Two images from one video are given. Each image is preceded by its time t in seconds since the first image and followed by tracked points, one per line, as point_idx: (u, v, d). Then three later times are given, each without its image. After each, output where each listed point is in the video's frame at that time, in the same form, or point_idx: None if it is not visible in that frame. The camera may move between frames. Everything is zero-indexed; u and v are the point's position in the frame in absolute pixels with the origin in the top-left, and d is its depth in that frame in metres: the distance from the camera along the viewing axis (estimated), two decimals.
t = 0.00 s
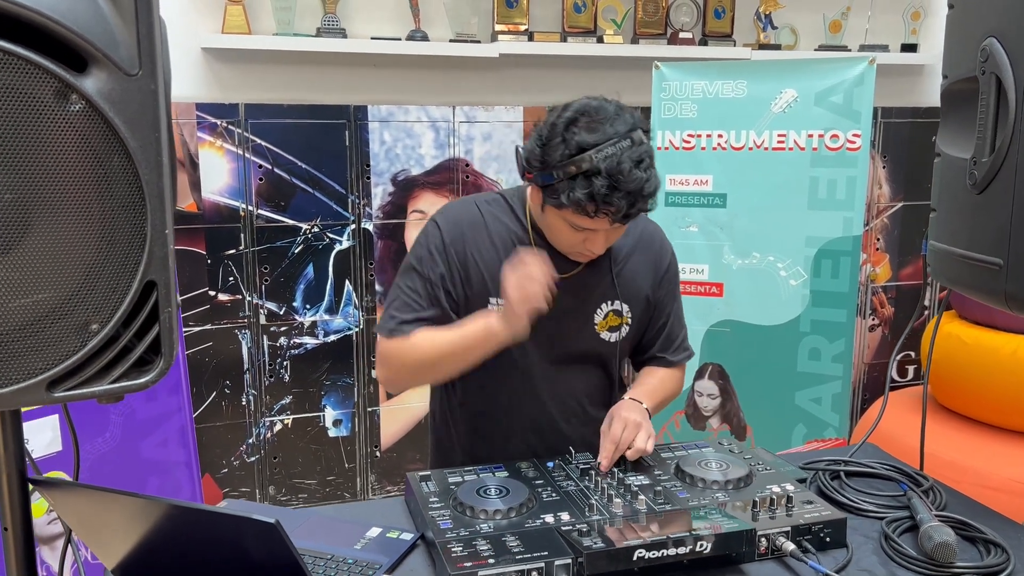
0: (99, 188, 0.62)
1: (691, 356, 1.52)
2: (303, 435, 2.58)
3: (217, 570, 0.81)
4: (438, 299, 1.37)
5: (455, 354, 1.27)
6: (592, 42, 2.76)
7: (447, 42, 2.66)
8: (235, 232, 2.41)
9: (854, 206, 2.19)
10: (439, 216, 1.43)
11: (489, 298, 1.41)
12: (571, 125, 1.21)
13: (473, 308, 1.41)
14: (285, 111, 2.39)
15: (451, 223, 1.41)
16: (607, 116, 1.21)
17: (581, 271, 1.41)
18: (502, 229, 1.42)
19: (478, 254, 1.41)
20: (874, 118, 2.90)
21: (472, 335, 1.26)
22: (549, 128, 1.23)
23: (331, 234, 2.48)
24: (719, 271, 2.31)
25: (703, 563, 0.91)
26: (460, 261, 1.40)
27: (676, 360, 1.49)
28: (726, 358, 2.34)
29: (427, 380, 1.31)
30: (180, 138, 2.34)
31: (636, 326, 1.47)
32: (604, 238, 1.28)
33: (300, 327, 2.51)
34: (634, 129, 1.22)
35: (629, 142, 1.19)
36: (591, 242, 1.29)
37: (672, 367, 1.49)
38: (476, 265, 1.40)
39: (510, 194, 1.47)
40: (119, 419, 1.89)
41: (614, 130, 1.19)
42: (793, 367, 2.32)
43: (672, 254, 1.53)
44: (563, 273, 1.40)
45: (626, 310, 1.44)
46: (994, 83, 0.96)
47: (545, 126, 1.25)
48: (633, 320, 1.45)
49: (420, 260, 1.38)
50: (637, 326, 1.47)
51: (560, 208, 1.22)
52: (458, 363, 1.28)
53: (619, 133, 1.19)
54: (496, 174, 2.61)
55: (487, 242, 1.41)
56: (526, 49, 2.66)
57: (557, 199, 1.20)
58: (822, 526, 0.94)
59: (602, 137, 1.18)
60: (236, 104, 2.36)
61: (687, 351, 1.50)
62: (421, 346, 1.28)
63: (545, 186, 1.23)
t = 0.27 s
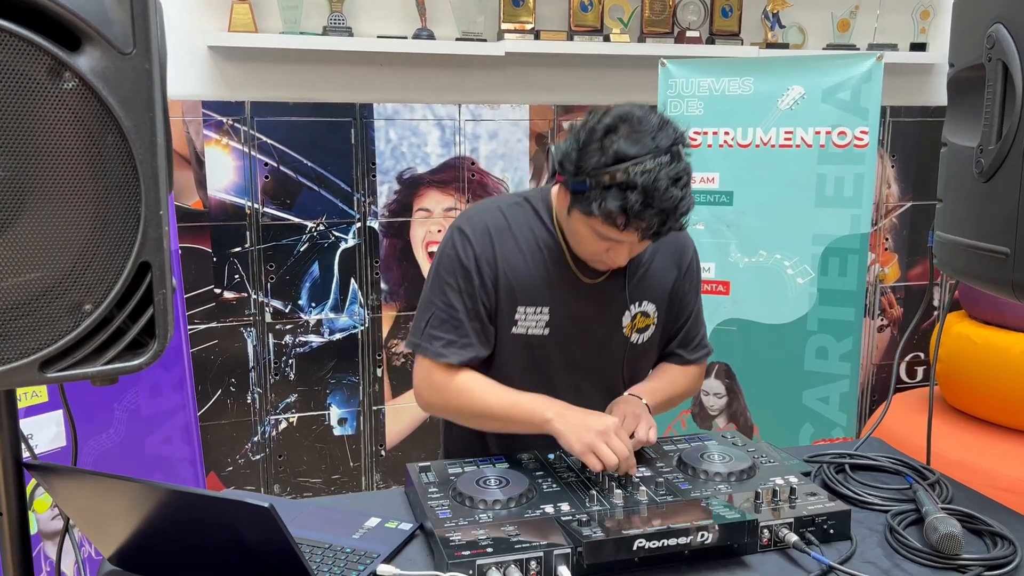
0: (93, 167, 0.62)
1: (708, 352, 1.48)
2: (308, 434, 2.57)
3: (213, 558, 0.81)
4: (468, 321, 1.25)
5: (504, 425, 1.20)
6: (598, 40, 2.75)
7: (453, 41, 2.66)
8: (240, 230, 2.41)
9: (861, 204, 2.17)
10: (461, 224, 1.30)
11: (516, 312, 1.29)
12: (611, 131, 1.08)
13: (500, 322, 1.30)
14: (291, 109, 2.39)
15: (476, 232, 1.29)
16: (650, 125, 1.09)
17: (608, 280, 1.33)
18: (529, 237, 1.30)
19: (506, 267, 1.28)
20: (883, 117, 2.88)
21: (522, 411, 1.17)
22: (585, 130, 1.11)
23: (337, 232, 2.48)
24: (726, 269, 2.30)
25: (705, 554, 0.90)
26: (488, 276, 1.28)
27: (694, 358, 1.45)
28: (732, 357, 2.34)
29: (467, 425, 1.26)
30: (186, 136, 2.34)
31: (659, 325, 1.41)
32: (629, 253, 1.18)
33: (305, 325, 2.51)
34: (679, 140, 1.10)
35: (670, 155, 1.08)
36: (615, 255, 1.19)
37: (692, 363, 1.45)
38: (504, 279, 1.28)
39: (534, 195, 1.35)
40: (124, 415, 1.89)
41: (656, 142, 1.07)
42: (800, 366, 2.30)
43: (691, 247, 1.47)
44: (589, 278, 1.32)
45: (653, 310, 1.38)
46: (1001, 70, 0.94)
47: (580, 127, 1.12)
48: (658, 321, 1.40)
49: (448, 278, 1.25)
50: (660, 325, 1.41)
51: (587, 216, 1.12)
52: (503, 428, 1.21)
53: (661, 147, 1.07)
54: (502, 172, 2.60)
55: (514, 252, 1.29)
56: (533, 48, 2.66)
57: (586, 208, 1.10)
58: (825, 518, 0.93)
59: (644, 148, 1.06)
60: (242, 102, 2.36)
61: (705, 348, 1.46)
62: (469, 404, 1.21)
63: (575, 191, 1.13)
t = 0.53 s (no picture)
0: (86, 148, 0.62)
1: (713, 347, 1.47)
2: (313, 434, 2.57)
3: (207, 546, 0.80)
4: (476, 304, 1.24)
5: (505, 407, 1.19)
6: (605, 41, 2.75)
7: (459, 41, 2.66)
8: (246, 229, 2.41)
9: (869, 203, 2.15)
10: (470, 211, 1.30)
11: (525, 301, 1.29)
12: (622, 108, 1.07)
13: (508, 311, 1.30)
14: (297, 108, 2.39)
15: (485, 220, 1.29)
16: (663, 104, 1.07)
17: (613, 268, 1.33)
18: (539, 225, 1.31)
19: (515, 255, 1.29)
20: (892, 117, 2.86)
21: (523, 391, 1.16)
22: (597, 106, 1.09)
23: (343, 232, 2.48)
24: (733, 268, 2.28)
25: (704, 547, 0.89)
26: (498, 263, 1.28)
27: (701, 352, 1.43)
28: (739, 358, 2.32)
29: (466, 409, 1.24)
30: (193, 135, 2.34)
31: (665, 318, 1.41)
32: (633, 233, 1.18)
33: (311, 324, 2.51)
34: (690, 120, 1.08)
35: (681, 136, 1.06)
36: (618, 235, 1.19)
37: (697, 357, 1.44)
38: (513, 266, 1.28)
39: (543, 186, 1.36)
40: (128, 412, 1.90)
41: (667, 121, 1.06)
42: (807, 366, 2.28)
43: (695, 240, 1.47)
44: (596, 265, 1.32)
45: (658, 300, 1.37)
46: (1006, 58, 0.93)
47: (592, 104, 1.11)
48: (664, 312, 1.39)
49: (456, 262, 1.24)
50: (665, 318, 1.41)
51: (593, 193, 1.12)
52: (503, 410, 1.19)
53: (672, 126, 1.06)
54: (508, 172, 2.60)
55: (524, 240, 1.30)
56: (539, 48, 2.66)
57: (593, 185, 1.09)
58: (828, 511, 0.92)
59: (654, 127, 1.05)
60: (248, 102, 2.37)
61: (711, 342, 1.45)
62: (470, 387, 1.20)
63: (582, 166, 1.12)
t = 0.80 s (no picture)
0: (79, 143, 0.64)
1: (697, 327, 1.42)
2: (319, 436, 2.59)
3: (199, 536, 0.81)
4: (429, 266, 1.29)
5: (450, 377, 1.22)
6: (610, 46, 2.77)
7: (465, 47, 2.68)
8: (253, 233, 2.43)
9: (872, 206, 2.16)
10: (435, 183, 1.35)
11: (484, 267, 1.32)
12: (575, 81, 1.09)
13: (470, 277, 1.33)
14: (304, 113, 2.41)
15: (447, 189, 1.34)
16: (614, 79, 1.09)
17: (579, 240, 1.33)
18: (500, 196, 1.34)
19: (475, 223, 1.33)
20: (897, 122, 2.87)
21: (468, 366, 1.20)
22: (553, 82, 1.11)
23: (349, 235, 2.50)
24: (736, 272, 2.28)
25: (691, 541, 0.89)
26: (457, 230, 1.32)
27: (680, 330, 1.39)
28: (743, 361, 2.32)
29: (422, 374, 1.29)
30: (201, 140, 2.38)
31: (639, 295, 1.38)
32: (593, 206, 1.18)
33: (317, 327, 2.53)
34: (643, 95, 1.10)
35: (632, 108, 1.07)
36: (577, 207, 1.19)
37: (678, 337, 1.39)
38: (473, 234, 1.32)
39: (512, 162, 1.39)
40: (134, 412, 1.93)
41: (618, 94, 1.07)
42: (810, 370, 2.28)
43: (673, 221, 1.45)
44: (563, 239, 1.33)
45: (627, 275, 1.36)
46: (994, 57, 0.94)
47: (548, 80, 1.13)
48: (635, 288, 1.37)
49: (414, 227, 1.31)
50: (639, 295, 1.38)
51: (550, 165, 1.12)
52: (450, 381, 1.23)
53: (622, 98, 1.07)
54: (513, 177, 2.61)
55: (484, 210, 1.33)
56: (544, 53, 2.68)
57: (548, 155, 1.10)
58: (816, 507, 0.92)
59: (605, 98, 1.07)
60: (256, 107, 2.40)
61: (692, 322, 1.41)
62: (421, 352, 1.25)
63: (539, 140, 1.13)
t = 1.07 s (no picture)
0: (73, 145, 0.66)
1: (663, 323, 1.46)
2: (324, 441, 2.60)
3: (192, 531, 0.83)
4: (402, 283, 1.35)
5: (445, 386, 1.26)
6: (615, 55, 2.79)
7: (471, 56, 2.70)
8: (260, 239, 2.46)
9: (874, 213, 2.16)
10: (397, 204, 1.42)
11: (445, 277, 1.38)
12: (506, 93, 1.22)
13: (432, 289, 1.39)
14: (310, 121, 2.44)
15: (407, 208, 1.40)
16: (539, 86, 1.23)
17: (532, 246, 1.41)
18: (457, 208, 1.40)
19: (434, 238, 1.39)
20: (903, 130, 2.87)
21: (463, 371, 1.24)
22: (487, 98, 1.25)
23: (355, 242, 2.53)
24: (738, 279, 2.29)
25: (675, 539, 0.91)
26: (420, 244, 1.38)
27: (644, 326, 1.43)
28: (745, 368, 2.32)
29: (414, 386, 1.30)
30: (209, 148, 2.41)
31: (595, 296, 1.45)
32: (539, 206, 1.28)
33: (323, 333, 2.55)
34: (568, 100, 1.24)
35: (559, 109, 1.20)
36: (525, 209, 1.29)
37: (644, 331, 1.43)
38: (432, 248, 1.38)
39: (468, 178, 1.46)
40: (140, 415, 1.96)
41: (545, 99, 1.21)
42: (813, 377, 2.28)
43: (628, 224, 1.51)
44: (516, 247, 1.40)
45: (580, 276, 1.43)
46: (977, 63, 0.95)
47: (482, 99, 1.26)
48: (589, 289, 1.43)
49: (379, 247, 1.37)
50: (595, 296, 1.45)
51: (493, 171, 1.24)
52: (444, 388, 1.27)
53: (550, 101, 1.20)
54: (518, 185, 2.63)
55: (443, 224, 1.39)
56: (549, 62, 2.70)
57: (490, 162, 1.22)
58: (800, 507, 0.93)
59: (533, 103, 1.20)
60: (264, 115, 2.42)
61: (656, 318, 1.45)
62: (411, 366, 1.27)
63: (480, 151, 1.25)
